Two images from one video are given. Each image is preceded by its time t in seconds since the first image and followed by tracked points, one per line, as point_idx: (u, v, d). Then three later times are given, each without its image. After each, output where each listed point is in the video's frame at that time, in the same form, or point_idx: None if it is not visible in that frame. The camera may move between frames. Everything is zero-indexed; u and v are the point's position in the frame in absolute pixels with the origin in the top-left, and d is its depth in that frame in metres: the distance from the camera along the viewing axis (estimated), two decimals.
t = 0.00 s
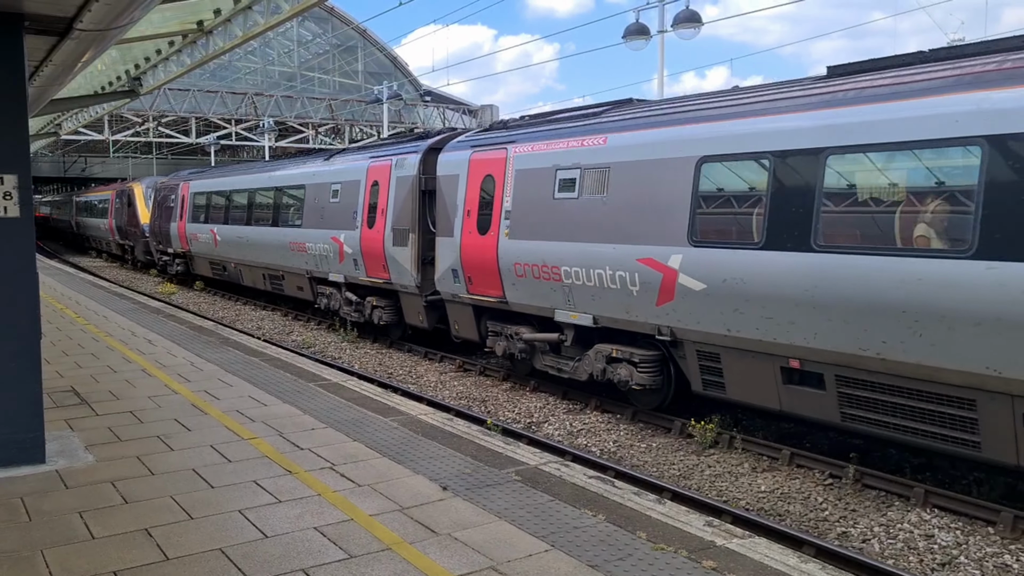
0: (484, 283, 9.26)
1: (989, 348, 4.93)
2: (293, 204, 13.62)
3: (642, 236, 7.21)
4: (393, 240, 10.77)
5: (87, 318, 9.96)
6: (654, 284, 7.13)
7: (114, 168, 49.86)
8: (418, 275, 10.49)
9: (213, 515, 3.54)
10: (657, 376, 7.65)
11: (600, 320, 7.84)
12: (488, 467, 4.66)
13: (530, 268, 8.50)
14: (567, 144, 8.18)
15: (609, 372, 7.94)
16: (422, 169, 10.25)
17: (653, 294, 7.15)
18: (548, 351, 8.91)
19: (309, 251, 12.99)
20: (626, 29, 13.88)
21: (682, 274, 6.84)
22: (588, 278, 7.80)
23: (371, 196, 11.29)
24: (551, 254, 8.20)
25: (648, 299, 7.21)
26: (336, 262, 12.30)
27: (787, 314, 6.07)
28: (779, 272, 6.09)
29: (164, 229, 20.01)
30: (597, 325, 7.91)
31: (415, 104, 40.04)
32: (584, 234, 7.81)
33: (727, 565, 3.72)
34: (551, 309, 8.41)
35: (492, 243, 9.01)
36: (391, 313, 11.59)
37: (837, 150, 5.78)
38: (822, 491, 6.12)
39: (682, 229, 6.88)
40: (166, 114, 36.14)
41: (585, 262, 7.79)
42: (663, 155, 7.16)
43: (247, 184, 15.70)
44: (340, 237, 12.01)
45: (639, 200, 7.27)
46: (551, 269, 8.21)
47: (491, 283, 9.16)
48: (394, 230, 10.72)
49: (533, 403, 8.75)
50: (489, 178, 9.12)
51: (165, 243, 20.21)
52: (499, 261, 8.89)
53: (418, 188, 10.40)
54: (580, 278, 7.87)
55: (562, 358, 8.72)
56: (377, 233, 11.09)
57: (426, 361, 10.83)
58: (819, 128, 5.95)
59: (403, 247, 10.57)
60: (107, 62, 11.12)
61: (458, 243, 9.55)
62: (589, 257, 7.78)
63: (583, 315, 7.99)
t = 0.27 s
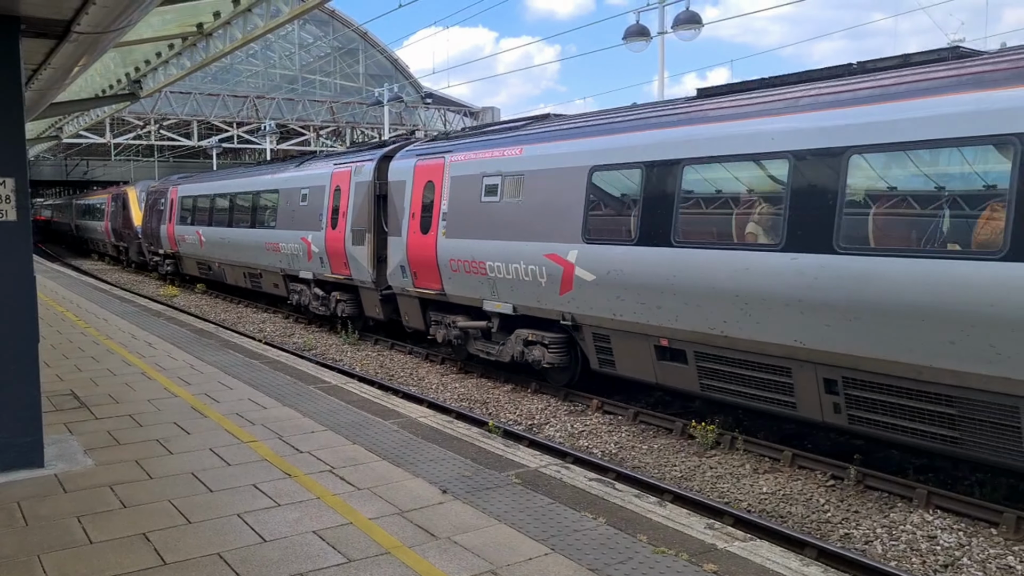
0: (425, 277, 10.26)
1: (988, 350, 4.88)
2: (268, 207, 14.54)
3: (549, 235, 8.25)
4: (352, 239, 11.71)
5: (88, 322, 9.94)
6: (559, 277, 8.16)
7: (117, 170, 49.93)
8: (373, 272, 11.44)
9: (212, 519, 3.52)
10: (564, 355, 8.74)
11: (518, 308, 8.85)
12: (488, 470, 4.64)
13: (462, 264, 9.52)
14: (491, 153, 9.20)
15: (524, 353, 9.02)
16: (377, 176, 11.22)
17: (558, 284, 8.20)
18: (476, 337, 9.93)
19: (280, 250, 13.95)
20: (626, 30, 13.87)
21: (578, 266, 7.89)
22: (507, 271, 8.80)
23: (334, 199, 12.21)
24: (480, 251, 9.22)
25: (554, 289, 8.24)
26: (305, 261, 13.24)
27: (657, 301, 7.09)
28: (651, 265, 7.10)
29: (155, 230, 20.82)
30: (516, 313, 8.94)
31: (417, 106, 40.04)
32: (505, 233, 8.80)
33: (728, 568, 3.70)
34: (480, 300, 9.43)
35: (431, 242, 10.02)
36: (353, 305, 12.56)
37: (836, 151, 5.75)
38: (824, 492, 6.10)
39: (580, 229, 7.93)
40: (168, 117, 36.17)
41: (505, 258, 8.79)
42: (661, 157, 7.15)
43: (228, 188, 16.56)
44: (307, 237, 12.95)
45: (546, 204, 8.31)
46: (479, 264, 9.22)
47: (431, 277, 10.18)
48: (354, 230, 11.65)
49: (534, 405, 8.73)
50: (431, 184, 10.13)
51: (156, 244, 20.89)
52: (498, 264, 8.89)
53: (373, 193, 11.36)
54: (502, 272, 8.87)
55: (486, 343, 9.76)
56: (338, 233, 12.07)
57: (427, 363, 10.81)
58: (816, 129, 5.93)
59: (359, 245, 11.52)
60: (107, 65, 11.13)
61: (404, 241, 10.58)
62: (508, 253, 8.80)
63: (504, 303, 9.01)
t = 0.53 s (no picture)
0: (375, 274, 11.22)
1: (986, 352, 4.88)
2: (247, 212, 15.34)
3: (474, 236, 9.24)
4: (316, 240, 12.58)
5: (84, 325, 9.94)
6: (484, 273, 9.12)
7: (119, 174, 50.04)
8: (334, 271, 12.27)
9: (199, 524, 3.51)
10: (491, 343, 9.75)
11: (452, 302, 9.80)
12: (479, 474, 4.61)
13: (406, 263, 10.50)
14: (429, 163, 10.19)
15: (458, 342, 9.96)
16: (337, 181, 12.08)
17: (481, 279, 9.18)
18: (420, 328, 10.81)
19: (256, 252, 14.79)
20: (625, 33, 13.87)
21: (497, 263, 8.87)
22: (442, 268, 9.76)
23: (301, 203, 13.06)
24: (419, 251, 10.17)
25: (480, 284, 9.22)
26: (277, 262, 14.18)
27: (563, 294, 8.09)
28: (558, 262, 8.09)
29: (149, 234, 21.37)
30: (450, 306, 9.89)
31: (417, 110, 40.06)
32: (439, 234, 9.77)
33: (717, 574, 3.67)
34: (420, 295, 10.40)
35: (381, 243, 10.97)
36: (319, 302, 13.39)
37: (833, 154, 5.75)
38: (821, 496, 6.07)
39: (499, 231, 8.91)
40: (169, 121, 36.23)
41: (440, 256, 9.76)
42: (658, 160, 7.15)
43: (214, 194, 17.27)
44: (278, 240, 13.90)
45: (471, 209, 9.31)
46: (419, 262, 10.15)
47: (382, 275, 11.11)
48: (317, 233, 12.59)
49: (531, 409, 8.71)
50: (380, 190, 11.09)
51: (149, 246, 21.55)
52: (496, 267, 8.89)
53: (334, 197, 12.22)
54: (438, 269, 9.83)
55: (426, 335, 10.65)
56: (305, 236, 12.94)
57: (425, 366, 10.79)
58: (814, 132, 5.93)
59: (321, 246, 12.43)
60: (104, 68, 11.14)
61: (357, 242, 11.54)
62: (443, 253, 9.77)
63: (440, 297, 9.95)
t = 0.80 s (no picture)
0: (337, 274, 12.21)
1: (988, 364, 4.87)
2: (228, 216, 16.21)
3: (418, 239, 10.19)
4: (289, 243, 13.54)
5: (82, 328, 9.93)
6: (425, 272, 10.12)
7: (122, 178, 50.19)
8: (303, 272, 13.28)
9: (183, 529, 3.49)
10: (433, 335, 10.66)
11: (401, 298, 10.78)
12: (467, 480, 4.59)
13: (362, 263, 11.47)
14: (382, 173, 11.14)
15: (406, 335, 10.97)
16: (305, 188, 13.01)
17: (424, 278, 10.16)
18: (376, 324, 11.79)
19: (237, 253, 15.71)
20: (626, 39, 13.86)
21: (437, 264, 9.84)
22: (392, 269, 10.74)
23: (274, 209, 14.02)
24: (373, 253, 11.15)
25: (422, 282, 10.20)
26: (254, 263, 15.12)
27: (489, 291, 9.09)
28: (484, 263, 9.07)
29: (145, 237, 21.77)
30: (400, 302, 10.86)
31: (421, 115, 40.11)
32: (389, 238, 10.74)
33: None
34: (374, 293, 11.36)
35: (341, 245, 11.96)
36: (291, 300, 14.36)
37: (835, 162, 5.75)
38: (816, 505, 6.03)
39: (437, 236, 9.91)
40: (172, 124, 36.32)
41: (390, 257, 10.72)
42: (659, 166, 7.15)
43: (211, 197, 17.47)
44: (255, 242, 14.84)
45: (415, 215, 10.27)
46: (374, 263, 11.13)
47: (343, 275, 12.10)
48: (288, 236, 13.55)
49: (528, 415, 8.68)
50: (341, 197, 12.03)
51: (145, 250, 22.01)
52: (495, 273, 8.90)
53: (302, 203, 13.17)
54: (389, 269, 10.80)
55: (382, 329, 11.64)
56: (278, 239, 13.94)
57: (423, 371, 10.77)
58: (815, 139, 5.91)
59: (291, 249, 13.42)
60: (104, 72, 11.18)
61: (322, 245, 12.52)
62: (394, 254, 10.72)
63: (391, 295, 10.93)
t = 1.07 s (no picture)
0: (308, 271, 13.18)
1: (990, 370, 4.80)
2: (214, 215, 17.08)
3: (374, 238, 11.19)
4: (266, 242, 14.53)
5: (81, 328, 9.94)
6: (379, 268, 11.12)
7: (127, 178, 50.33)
8: (278, 269, 14.28)
9: (172, 530, 3.48)
10: (389, 325, 11.65)
11: (360, 291, 11.75)
12: (459, 483, 4.57)
13: (328, 260, 12.46)
14: (345, 177, 12.22)
15: (366, 325, 11.88)
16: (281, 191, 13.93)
17: (377, 273, 11.18)
18: (342, 315, 12.64)
19: (221, 251, 16.63)
20: (628, 41, 13.85)
21: (388, 260, 10.85)
22: (352, 265, 11.74)
23: (254, 210, 14.93)
24: (337, 251, 12.15)
25: (376, 277, 11.21)
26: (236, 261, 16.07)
27: (430, 284, 10.11)
28: (426, 259, 10.10)
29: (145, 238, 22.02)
30: (360, 296, 11.84)
31: (424, 116, 40.15)
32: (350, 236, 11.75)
33: None
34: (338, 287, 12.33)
35: (311, 243, 12.90)
36: (270, 295, 15.37)
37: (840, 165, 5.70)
38: (813, 509, 6.00)
39: (391, 234, 10.88)
40: (177, 124, 36.40)
41: (351, 254, 11.70)
42: (660, 169, 7.12)
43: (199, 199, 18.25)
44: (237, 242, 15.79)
45: (371, 215, 11.31)
46: (338, 260, 12.13)
47: (312, 271, 13.06)
48: (266, 236, 14.53)
49: (527, 417, 8.66)
50: (311, 199, 13.01)
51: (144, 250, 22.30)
52: (496, 276, 8.89)
53: (279, 204, 14.14)
54: (350, 265, 11.77)
55: (346, 320, 12.50)
56: (256, 238, 14.92)
57: (423, 373, 10.76)
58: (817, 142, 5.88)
59: (268, 247, 14.44)
60: (108, 69, 11.25)
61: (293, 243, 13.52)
62: (354, 252, 11.73)
63: (352, 288, 11.93)
